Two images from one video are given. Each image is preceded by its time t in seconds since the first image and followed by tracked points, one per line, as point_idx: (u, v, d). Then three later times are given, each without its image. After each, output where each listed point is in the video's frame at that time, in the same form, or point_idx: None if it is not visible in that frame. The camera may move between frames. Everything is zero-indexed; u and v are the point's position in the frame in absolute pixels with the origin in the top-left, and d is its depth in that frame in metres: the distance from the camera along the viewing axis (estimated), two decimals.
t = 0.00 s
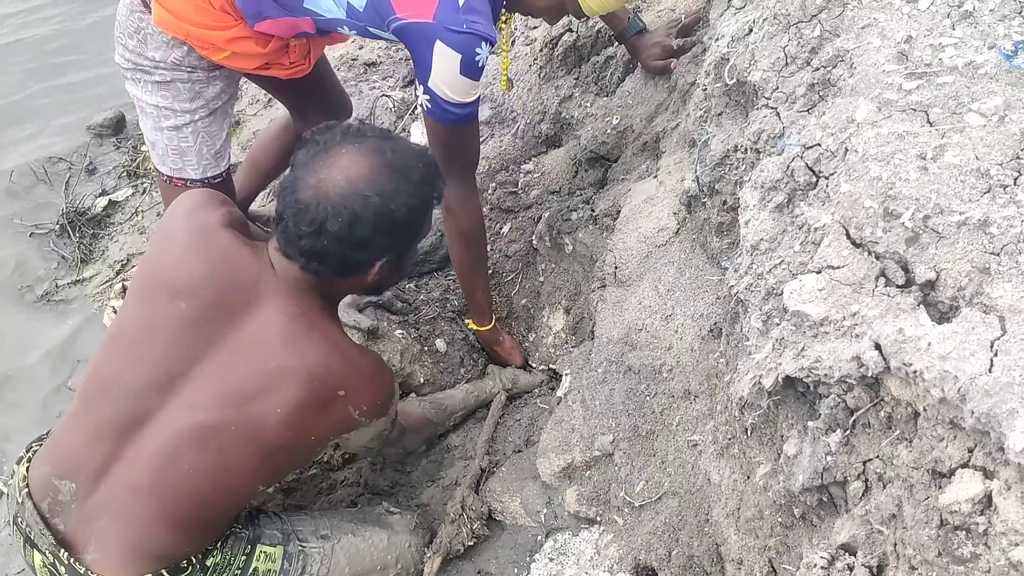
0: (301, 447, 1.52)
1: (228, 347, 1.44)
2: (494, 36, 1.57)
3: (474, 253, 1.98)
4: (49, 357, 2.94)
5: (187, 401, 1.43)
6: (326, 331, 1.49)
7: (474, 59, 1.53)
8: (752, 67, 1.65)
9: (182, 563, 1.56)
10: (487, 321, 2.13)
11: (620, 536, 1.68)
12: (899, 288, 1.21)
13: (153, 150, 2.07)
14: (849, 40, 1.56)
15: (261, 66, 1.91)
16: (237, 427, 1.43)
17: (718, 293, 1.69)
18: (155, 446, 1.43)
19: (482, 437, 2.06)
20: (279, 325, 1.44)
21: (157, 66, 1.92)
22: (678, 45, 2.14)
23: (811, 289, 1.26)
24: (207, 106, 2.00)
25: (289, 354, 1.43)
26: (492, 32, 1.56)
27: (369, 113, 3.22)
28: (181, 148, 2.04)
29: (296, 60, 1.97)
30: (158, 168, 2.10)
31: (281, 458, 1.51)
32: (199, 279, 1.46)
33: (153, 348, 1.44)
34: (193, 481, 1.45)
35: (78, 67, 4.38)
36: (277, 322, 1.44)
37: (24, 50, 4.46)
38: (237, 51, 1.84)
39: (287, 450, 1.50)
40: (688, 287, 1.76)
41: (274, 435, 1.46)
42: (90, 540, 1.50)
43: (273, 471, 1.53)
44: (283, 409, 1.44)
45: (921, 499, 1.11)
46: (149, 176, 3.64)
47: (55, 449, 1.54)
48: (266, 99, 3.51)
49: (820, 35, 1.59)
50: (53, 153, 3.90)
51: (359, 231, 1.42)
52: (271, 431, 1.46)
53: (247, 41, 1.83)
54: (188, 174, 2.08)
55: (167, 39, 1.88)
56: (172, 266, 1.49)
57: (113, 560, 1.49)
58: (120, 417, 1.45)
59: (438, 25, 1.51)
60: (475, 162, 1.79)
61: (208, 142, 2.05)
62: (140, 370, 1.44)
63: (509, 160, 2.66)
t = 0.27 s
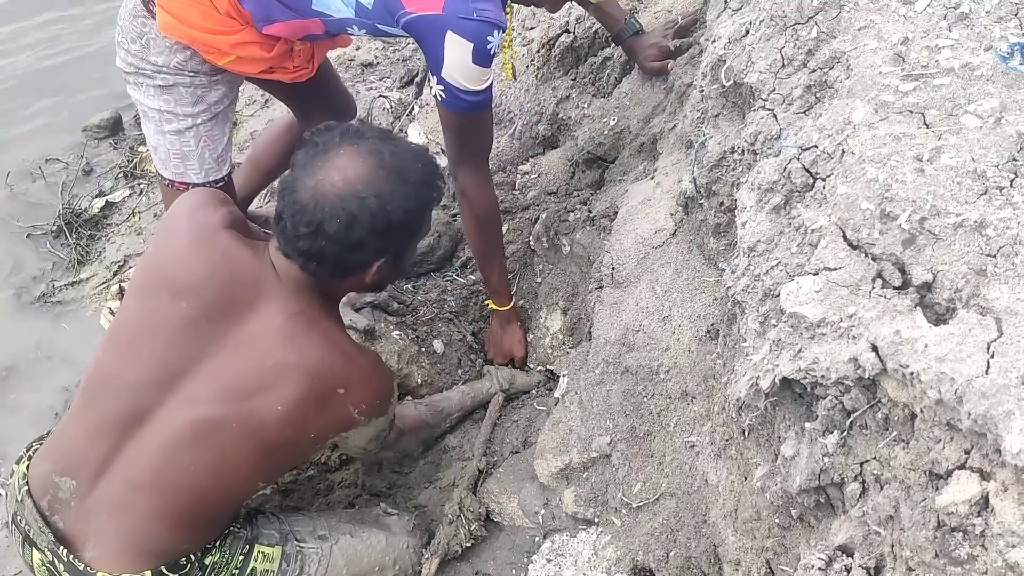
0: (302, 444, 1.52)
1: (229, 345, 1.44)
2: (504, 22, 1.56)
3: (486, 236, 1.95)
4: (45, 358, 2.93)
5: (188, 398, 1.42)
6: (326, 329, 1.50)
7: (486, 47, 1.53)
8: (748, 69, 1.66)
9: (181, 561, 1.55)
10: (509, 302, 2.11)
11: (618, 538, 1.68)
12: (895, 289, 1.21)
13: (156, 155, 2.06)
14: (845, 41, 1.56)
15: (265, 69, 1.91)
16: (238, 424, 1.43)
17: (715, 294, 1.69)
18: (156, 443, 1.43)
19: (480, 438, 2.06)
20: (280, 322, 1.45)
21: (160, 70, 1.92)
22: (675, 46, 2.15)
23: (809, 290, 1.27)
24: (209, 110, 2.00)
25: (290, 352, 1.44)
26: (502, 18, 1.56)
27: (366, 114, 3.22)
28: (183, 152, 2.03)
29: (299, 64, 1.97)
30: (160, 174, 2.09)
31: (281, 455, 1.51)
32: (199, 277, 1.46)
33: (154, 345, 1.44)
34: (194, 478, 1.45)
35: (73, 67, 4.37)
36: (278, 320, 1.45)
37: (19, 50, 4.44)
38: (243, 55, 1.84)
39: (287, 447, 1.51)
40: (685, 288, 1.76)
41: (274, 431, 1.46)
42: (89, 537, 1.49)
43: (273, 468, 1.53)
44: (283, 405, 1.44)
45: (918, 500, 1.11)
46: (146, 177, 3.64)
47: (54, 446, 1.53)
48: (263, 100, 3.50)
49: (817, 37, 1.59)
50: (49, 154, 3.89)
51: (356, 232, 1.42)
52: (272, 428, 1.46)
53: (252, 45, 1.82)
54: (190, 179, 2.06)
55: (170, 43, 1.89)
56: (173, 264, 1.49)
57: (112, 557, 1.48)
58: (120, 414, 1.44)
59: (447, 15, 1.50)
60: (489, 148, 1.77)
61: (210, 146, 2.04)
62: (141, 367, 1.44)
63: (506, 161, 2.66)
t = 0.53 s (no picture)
0: (307, 435, 1.53)
1: (236, 338, 1.44)
2: None
3: (509, 217, 2.01)
4: (50, 357, 2.94)
5: (195, 392, 1.43)
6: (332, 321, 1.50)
7: (518, 13, 1.59)
8: (754, 67, 1.66)
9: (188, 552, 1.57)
10: (515, 286, 2.16)
11: (623, 536, 1.68)
12: (902, 287, 1.21)
13: (182, 156, 2.06)
14: (851, 39, 1.56)
15: (301, 64, 1.91)
16: (245, 417, 1.44)
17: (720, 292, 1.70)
18: (163, 437, 1.43)
19: (484, 436, 2.05)
20: (287, 315, 1.45)
21: (193, 71, 1.92)
22: (679, 45, 2.14)
23: (815, 288, 1.27)
24: (240, 112, 2.00)
25: (297, 346, 1.44)
26: None
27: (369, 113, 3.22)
28: (211, 153, 2.03)
29: (334, 55, 1.96)
30: (185, 173, 2.08)
31: (286, 446, 1.52)
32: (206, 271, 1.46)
33: (160, 340, 1.44)
34: (201, 470, 1.46)
35: (76, 66, 4.37)
36: (285, 314, 1.45)
37: (21, 49, 4.44)
38: (280, 52, 1.84)
39: (293, 439, 1.51)
40: (690, 287, 1.77)
41: (281, 423, 1.47)
42: (96, 528, 1.50)
43: (280, 459, 1.54)
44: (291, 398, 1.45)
45: (925, 497, 1.11)
46: (149, 176, 3.64)
47: (61, 439, 1.54)
48: (266, 98, 3.50)
49: (822, 35, 1.59)
50: (52, 153, 3.89)
51: (363, 227, 1.42)
52: (277, 420, 1.46)
53: (287, 40, 1.83)
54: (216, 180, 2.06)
55: (205, 44, 1.89)
56: (179, 258, 1.49)
57: (120, 547, 1.49)
58: (127, 408, 1.45)
59: None
60: (522, 124, 1.85)
61: (238, 147, 2.04)
62: (147, 361, 1.44)
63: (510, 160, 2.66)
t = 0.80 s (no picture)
0: (304, 410, 1.52)
1: (228, 313, 1.44)
2: None
3: (515, 211, 2.04)
4: (55, 353, 2.95)
5: (189, 370, 1.43)
6: (322, 291, 1.49)
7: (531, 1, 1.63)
8: (760, 64, 1.66)
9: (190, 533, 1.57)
10: (517, 279, 2.16)
11: (627, 532, 1.68)
12: (909, 282, 1.22)
13: (198, 149, 2.07)
14: (857, 36, 1.56)
15: (322, 58, 1.91)
16: (239, 392, 1.43)
17: (725, 289, 1.70)
18: (160, 416, 1.44)
19: (488, 433, 2.05)
20: (276, 288, 1.44)
21: (214, 66, 1.93)
22: (685, 42, 2.14)
23: (822, 283, 1.27)
24: (258, 107, 2.02)
25: (287, 317, 1.43)
26: None
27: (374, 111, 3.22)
28: (229, 148, 2.04)
29: (353, 49, 1.96)
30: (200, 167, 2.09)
31: (284, 422, 1.51)
32: (196, 249, 1.46)
33: (153, 319, 1.45)
34: (198, 447, 1.45)
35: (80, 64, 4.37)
36: (275, 286, 1.44)
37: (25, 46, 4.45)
38: (301, 46, 1.84)
39: (289, 414, 1.51)
40: (695, 283, 1.77)
41: (275, 398, 1.46)
42: (98, 513, 1.51)
43: (278, 435, 1.53)
44: (285, 371, 1.44)
45: (932, 493, 1.11)
46: (152, 173, 3.65)
47: (61, 427, 1.55)
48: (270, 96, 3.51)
49: (829, 32, 1.60)
50: (57, 150, 3.90)
51: (344, 186, 1.41)
52: (272, 393, 1.45)
53: (308, 35, 1.82)
54: (232, 174, 2.08)
55: (227, 40, 1.90)
56: (170, 238, 1.50)
57: (123, 530, 1.50)
58: (123, 390, 1.45)
59: None
60: (531, 114, 1.89)
61: (255, 143, 2.06)
62: (141, 341, 1.44)
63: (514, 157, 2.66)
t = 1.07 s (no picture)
0: (304, 403, 1.52)
1: (226, 307, 1.44)
2: None
3: (516, 206, 2.03)
4: (55, 352, 2.95)
5: (188, 364, 1.43)
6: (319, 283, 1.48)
7: None
8: (760, 63, 1.66)
9: (192, 529, 1.57)
10: (514, 275, 2.16)
11: (627, 530, 1.68)
12: (909, 281, 1.22)
13: (198, 148, 2.07)
14: (857, 35, 1.56)
15: (323, 56, 1.91)
16: (239, 386, 1.43)
17: (725, 288, 1.70)
18: (160, 411, 1.44)
19: (488, 432, 2.06)
20: (274, 280, 1.44)
21: (215, 66, 1.94)
22: (685, 41, 2.14)
23: (822, 282, 1.27)
24: (259, 107, 2.02)
25: (286, 309, 1.43)
26: None
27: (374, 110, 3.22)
28: (229, 147, 2.05)
29: (354, 47, 1.97)
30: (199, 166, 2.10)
31: (283, 415, 1.51)
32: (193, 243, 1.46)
33: (151, 315, 1.44)
34: (199, 442, 1.46)
35: (80, 63, 4.37)
36: (273, 279, 1.44)
37: (25, 45, 4.44)
38: (302, 44, 1.84)
39: (289, 407, 1.51)
40: (695, 282, 1.77)
41: (275, 390, 1.46)
42: (99, 510, 1.51)
43: (278, 428, 1.53)
44: (284, 364, 1.44)
45: (931, 491, 1.12)
46: (153, 172, 3.65)
47: (61, 424, 1.55)
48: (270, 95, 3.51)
49: (829, 31, 1.59)
50: (57, 149, 3.90)
51: (344, 171, 1.42)
52: (271, 385, 1.45)
53: (309, 32, 1.82)
54: (232, 173, 2.09)
55: (229, 39, 1.90)
56: (167, 234, 1.49)
57: (125, 526, 1.50)
58: (122, 386, 1.45)
59: None
60: (532, 111, 1.90)
61: (254, 142, 2.07)
62: (140, 337, 1.44)
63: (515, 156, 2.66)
